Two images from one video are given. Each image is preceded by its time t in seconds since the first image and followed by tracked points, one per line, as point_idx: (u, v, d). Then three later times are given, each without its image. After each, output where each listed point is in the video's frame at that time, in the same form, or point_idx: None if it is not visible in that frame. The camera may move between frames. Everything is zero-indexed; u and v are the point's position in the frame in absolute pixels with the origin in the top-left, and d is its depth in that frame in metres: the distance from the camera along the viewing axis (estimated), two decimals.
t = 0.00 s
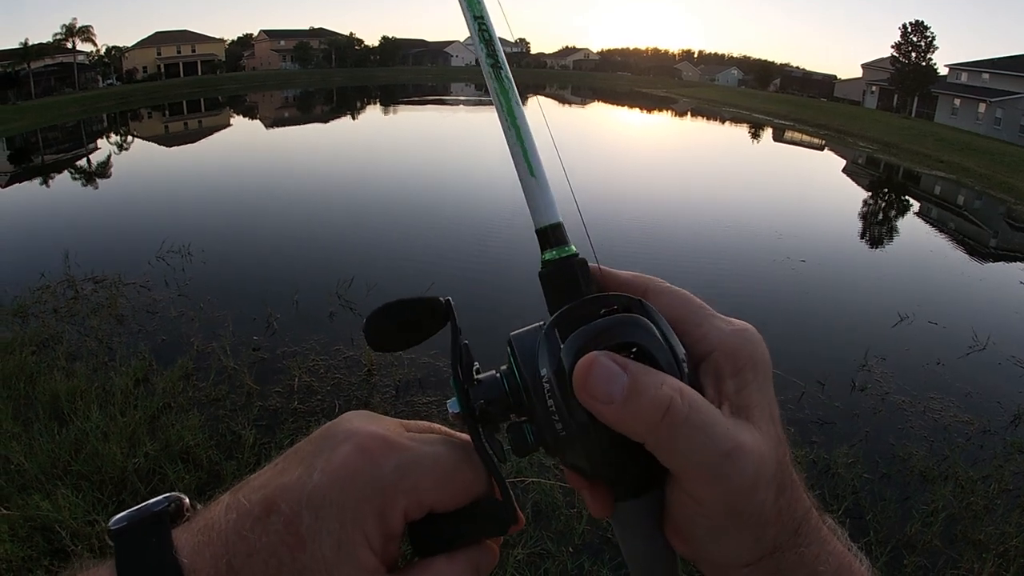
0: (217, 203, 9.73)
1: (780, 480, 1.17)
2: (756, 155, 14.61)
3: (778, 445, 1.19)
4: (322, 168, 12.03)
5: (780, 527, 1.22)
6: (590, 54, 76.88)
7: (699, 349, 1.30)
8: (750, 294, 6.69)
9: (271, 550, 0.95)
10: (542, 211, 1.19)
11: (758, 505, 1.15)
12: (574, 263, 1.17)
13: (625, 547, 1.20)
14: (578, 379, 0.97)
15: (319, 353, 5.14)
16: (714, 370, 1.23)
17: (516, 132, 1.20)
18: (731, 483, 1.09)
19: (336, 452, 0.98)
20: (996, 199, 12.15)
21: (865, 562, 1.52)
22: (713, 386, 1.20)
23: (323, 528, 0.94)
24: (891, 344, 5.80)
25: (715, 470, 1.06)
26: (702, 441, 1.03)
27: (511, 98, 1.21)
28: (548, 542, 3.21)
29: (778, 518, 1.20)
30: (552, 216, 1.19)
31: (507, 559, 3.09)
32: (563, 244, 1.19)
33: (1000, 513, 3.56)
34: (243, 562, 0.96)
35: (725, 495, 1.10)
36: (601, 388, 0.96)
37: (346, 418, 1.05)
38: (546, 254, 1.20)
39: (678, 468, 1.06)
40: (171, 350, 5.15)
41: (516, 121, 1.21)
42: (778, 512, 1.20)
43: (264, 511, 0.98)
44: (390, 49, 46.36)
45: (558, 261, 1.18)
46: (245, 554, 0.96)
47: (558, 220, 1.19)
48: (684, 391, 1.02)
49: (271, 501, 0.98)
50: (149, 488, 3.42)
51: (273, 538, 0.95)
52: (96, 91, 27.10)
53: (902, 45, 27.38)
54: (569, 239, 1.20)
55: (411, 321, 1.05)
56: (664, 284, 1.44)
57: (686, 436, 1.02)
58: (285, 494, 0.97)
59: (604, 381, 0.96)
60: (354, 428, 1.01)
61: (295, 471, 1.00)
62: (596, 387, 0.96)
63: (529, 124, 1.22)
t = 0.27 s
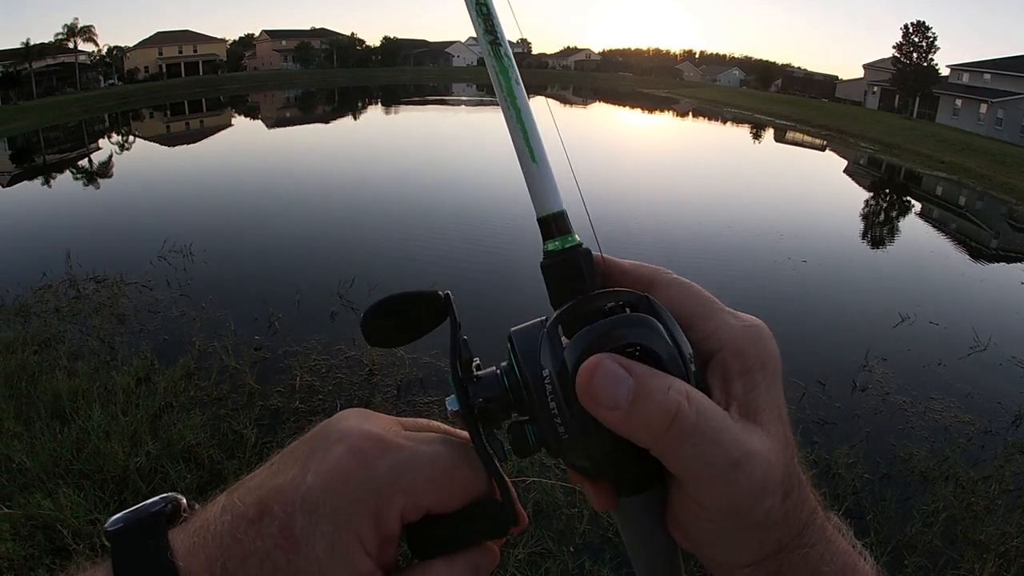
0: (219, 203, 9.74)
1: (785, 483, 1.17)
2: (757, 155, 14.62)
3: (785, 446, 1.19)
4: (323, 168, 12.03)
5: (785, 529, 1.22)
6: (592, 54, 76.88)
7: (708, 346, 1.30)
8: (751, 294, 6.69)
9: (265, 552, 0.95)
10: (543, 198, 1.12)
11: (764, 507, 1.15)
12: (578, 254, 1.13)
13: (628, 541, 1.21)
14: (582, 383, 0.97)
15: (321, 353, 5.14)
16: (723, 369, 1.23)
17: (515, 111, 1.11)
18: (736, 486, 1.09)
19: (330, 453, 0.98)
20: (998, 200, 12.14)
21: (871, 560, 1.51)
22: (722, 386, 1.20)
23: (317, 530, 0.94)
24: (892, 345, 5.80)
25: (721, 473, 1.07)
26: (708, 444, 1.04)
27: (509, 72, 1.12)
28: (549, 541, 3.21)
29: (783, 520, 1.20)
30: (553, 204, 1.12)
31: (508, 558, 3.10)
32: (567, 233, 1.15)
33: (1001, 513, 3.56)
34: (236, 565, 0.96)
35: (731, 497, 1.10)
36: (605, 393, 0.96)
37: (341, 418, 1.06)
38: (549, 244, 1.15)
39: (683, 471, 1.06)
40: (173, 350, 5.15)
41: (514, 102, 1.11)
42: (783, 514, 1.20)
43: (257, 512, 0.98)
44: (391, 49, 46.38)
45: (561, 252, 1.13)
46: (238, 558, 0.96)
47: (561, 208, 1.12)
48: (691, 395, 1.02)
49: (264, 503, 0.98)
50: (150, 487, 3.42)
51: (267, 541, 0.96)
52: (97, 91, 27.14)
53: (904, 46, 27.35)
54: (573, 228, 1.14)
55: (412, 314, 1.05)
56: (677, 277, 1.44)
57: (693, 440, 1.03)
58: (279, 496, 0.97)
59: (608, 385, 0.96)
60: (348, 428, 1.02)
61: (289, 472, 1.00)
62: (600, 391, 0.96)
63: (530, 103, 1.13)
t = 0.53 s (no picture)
0: (221, 203, 9.75)
1: (788, 486, 1.17)
2: (760, 156, 14.61)
3: (789, 449, 1.19)
4: (325, 168, 12.04)
5: (787, 531, 1.22)
6: (594, 55, 76.87)
7: (712, 344, 1.30)
8: (753, 295, 6.69)
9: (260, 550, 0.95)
10: (541, 191, 1.10)
11: (767, 510, 1.15)
12: (577, 250, 1.13)
13: (628, 538, 1.20)
14: (582, 390, 0.97)
15: (323, 353, 5.14)
16: (727, 370, 1.23)
17: (513, 103, 1.09)
18: (740, 491, 1.10)
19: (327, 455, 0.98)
20: (1000, 201, 12.11)
21: (872, 559, 1.52)
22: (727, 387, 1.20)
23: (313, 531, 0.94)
24: (894, 346, 5.79)
25: (725, 479, 1.07)
26: (713, 449, 1.04)
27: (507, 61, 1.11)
28: (551, 542, 3.21)
29: (787, 521, 1.20)
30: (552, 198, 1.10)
31: (510, 559, 3.10)
32: (566, 229, 1.14)
33: (1003, 514, 3.55)
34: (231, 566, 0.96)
35: (734, 501, 1.11)
36: (604, 400, 0.96)
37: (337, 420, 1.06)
38: (547, 240, 1.14)
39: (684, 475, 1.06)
40: (175, 350, 5.16)
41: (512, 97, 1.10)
42: (787, 516, 1.20)
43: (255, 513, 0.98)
44: (394, 50, 46.42)
45: (559, 248, 1.13)
46: (235, 561, 0.96)
47: (560, 203, 1.12)
48: (694, 400, 1.02)
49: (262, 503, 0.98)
50: (152, 486, 3.43)
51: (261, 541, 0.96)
52: (100, 91, 27.21)
53: (906, 46, 27.31)
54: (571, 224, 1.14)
55: (406, 312, 1.05)
56: (682, 272, 1.43)
57: (695, 444, 1.03)
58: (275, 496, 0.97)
59: (609, 391, 0.95)
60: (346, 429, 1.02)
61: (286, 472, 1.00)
62: (601, 398, 0.96)
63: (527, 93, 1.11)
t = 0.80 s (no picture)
0: (224, 203, 9.77)
1: (789, 484, 1.17)
2: (762, 158, 14.59)
3: (789, 447, 1.19)
4: (328, 169, 12.06)
5: (787, 530, 1.21)
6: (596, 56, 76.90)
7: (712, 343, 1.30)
8: (755, 296, 6.68)
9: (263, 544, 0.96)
10: (542, 191, 1.10)
11: (767, 509, 1.15)
12: (578, 250, 1.12)
13: (628, 537, 1.21)
14: (583, 389, 0.97)
15: (325, 354, 5.15)
16: (727, 369, 1.23)
17: (513, 101, 1.08)
18: (741, 489, 1.09)
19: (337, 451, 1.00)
20: (1003, 203, 12.09)
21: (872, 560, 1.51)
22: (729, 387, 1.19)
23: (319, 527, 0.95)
24: (897, 348, 5.78)
25: (724, 478, 1.07)
26: (714, 449, 1.04)
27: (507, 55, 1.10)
28: (553, 543, 3.20)
29: (788, 520, 1.20)
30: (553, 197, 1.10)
31: (511, 560, 3.09)
32: (566, 229, 1.13)
33: (1005, 516, 3.54)
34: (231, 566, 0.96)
35: (734, 500, 1.11)
36: (605, 398, 0.96)
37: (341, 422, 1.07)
38: (548, 239, 1.14)
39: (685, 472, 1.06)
40: (178, 350, 5.17)
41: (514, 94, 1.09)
42: (788, 515, 1.20)
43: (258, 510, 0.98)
44: (397, 51, 46.48)
45: (560, 247, 1.12)
46: (235, 562, 0.96)
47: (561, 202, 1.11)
48: (696, 398, 1.02)
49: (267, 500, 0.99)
50: (155, 486, 3.43)
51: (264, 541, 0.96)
52: (104, 92, 27.28)
53: (909, 48, 27.28)
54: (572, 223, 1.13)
55: (409, 313, 1.05)
56: (683, 270, 1.43)
57: (697, 445, 1.03)
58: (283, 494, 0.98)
59: (611, 389, 0.95)
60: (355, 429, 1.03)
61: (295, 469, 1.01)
62: (602, 396, 0.96)
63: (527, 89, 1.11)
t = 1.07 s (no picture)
0: (225, 205, 9.76)
1: (771, 477, 1.18)
2: (764, 161, 14.59)
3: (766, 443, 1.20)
4: (329, 171, 12.05)
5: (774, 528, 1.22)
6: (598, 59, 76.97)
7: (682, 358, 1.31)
8: (756, 299, 6.67)
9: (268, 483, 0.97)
10: (526, 233, 1.26)
11: (753, 504, 1.15)
12: (559, 285, 1.23)
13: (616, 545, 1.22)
14: (577, 387, 0.99)
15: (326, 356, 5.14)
16: (698, 380, 1.23)
17: (503, 159, 1.30)
18: (726, 486, 1.10)
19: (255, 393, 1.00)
20: (1004, 206, 12.07)
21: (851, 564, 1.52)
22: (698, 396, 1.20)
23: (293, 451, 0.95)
24: (898, 351, 5.76)
25: (711, 472, 1.07)
26: (699, 442, 1.04)
27: (500, 122, 1.32)
28: (554, 545, 3.19)
29: (773, 519, 1.20)
30: (536, 235, 1.27)
31: (512, 562, 3.09)
32: (549, 267, 1.25)
33: (1007, 520, 3.54)
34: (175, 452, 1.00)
35: (721, 497, 1.11)
36: (597, 394, 0.98)
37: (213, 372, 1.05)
38: (533, 276, 1.26)
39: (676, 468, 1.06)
40: (179, 352, 5.17)
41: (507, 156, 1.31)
42: (773, 513, 1.20)
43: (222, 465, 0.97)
44: (399, 53, 46.52)
45: (544, 282, 1.23)
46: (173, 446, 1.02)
47: (544, 243, 1.26)
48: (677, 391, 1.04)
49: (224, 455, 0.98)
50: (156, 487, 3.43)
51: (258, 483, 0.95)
52: (106, 94, 27.28)
53: (910, 51, 27.27)
54: (554, 260, 1.25)
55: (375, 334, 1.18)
56: (641, 300, 1.39)
57: (682, 437, 1.03)
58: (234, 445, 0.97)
59: (600, 382, 0.98)
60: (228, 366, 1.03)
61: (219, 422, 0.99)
62: (593, 393, 0.98)
63: (516, 151, 1.32)
